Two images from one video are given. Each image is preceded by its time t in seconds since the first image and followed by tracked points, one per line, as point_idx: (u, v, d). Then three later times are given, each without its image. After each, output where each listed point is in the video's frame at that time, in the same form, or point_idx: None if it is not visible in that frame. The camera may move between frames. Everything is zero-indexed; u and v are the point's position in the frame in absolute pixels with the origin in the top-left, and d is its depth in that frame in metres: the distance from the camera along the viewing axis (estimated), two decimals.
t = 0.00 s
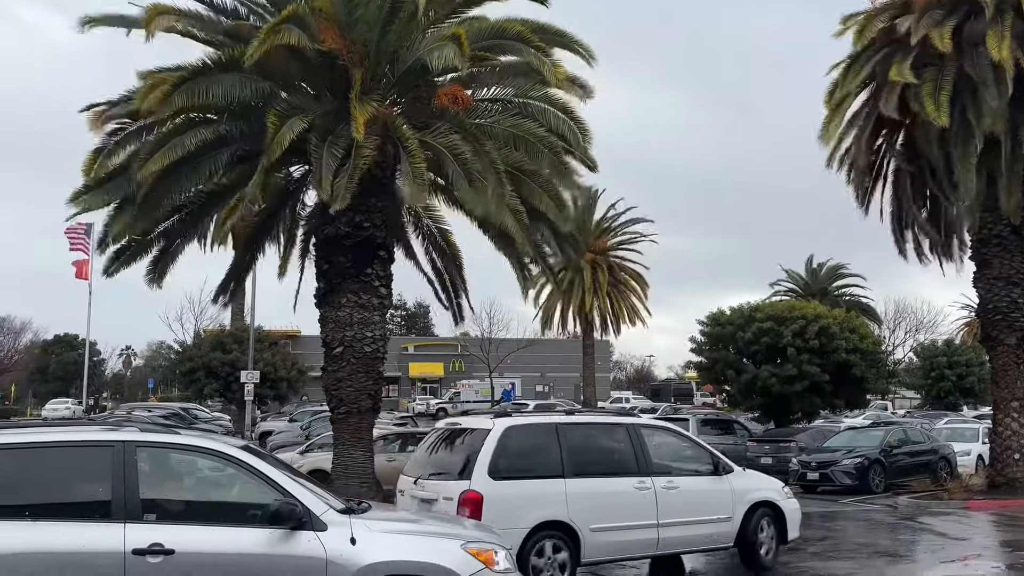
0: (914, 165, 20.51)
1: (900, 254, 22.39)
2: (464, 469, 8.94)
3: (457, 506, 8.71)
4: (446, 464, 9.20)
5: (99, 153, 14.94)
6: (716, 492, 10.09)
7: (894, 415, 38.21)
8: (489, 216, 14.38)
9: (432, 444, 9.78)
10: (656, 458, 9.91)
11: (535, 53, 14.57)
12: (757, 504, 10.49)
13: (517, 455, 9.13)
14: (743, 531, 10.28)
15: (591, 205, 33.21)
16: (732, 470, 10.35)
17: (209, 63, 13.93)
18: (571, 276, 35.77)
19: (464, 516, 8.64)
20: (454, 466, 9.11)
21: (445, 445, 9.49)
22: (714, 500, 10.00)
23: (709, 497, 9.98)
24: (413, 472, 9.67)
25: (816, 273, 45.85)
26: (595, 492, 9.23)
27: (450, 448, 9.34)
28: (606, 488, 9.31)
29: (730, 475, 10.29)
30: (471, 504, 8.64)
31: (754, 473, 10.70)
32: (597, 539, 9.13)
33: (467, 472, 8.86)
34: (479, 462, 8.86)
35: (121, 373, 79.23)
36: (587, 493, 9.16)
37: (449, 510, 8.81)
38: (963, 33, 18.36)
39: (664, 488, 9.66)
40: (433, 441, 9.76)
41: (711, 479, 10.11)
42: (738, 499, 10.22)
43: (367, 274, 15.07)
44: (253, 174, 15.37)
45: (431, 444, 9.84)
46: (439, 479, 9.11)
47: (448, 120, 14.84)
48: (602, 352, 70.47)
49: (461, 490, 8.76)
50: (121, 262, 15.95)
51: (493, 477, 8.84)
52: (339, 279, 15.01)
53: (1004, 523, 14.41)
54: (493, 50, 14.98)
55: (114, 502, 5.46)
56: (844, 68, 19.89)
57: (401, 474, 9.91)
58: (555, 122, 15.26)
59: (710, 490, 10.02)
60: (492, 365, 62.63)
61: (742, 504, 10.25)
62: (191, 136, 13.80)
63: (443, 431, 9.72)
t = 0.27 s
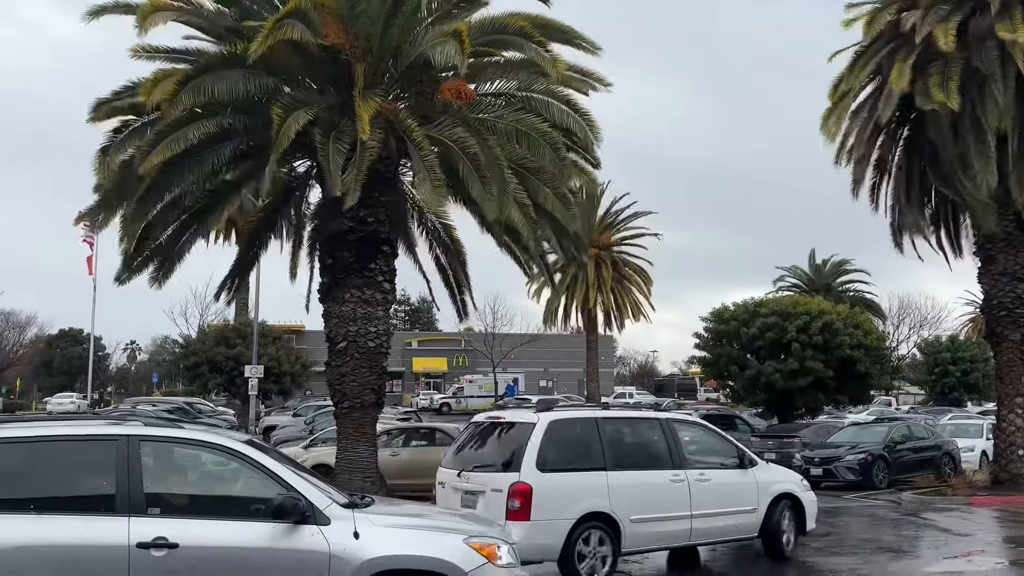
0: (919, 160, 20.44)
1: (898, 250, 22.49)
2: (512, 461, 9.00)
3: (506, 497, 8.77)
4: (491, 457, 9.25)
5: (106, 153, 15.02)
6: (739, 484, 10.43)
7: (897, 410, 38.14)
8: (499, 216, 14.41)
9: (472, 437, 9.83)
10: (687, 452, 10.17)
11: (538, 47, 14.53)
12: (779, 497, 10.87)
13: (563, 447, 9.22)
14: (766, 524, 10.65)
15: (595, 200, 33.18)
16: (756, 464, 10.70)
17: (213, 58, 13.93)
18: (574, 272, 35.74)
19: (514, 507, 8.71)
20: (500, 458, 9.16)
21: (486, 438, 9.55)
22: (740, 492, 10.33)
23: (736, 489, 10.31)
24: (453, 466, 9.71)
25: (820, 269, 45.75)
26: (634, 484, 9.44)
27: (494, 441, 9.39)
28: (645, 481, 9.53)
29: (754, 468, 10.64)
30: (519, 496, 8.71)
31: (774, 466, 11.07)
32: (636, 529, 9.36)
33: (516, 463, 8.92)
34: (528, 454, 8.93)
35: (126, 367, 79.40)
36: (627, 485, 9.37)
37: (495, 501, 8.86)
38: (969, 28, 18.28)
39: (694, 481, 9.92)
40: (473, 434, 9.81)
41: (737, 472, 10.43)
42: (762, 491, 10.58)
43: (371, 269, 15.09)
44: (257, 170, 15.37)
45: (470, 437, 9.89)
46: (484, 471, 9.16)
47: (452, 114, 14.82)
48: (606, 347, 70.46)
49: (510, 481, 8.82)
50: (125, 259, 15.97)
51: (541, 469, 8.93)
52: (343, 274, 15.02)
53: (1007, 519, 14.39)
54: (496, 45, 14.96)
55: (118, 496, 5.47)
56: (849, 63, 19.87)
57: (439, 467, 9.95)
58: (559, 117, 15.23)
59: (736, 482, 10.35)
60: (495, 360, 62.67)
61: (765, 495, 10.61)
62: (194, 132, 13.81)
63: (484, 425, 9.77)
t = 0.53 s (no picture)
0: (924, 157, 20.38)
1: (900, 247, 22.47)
2: (552, 455, 9.08)
3: (549, 491, 8.86)
4: (529, 452, 9.33)
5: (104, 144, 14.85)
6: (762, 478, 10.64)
7: (902, 407, 38.08)
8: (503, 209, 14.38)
9: (502, 433, 9.91)
10: (715, 447, 10.33)
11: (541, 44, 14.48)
12: (798, 490, 11.16)
13: (600, 442, 9.31)
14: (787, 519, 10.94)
15: (599, 197, 33.15)
16: (778, 458, 10.94)
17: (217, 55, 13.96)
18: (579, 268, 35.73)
19: (557, 501, 8.80)
20: (539, 453, 9.24)
21: (519, 433, 9.63)
22: (764, 486, 10.56)
23: (761, 484, 10.53)
24: (488, 461, 9.76)
25: (825, 266, 45.65)
26: (668, 479, 9.59)
27: (530, 436, 9.45)
28: (677, 475, 9.68)
29: (776, 463, 10.87)
30: (563, 490, 8.80)
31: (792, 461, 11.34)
32: (671, 523, 9.53)
33: (558, 458, 9.01)
34: (569, 448, 9.01)
35: (131, 363, 79.62)
36: (662, 479, 9.53)
37: (538, 495, 8.94)
38: (975, 24, 18.18)
39: (722, 475, 10.11)
40: (507, 429, 9.86)
41: (761, 467, 10.65)
42: (783, 485, 10.82)
43: (375, 265, 15.11)
44: (261, 167, 15.38)
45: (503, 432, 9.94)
46: (524, 465, 9.23)
47: (456, 111, 14.80)
48: (610, 344, 70.47)
49: (553, 476, 8.90)
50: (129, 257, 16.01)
51: (583, 464, 9.02)
52: (347, 270, 15.04)
53: (1013, 517, 14.36)
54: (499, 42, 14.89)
55: (124, 492, 5.50)
56: (854, 60, 19.86)
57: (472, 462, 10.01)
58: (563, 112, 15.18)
59: (761, 477, 10.57)
60: (499, 356, 62.72)
61: (787, 490, 10.86)
62: (198, 128, 13.81)
63: (517, 419, 9.83)
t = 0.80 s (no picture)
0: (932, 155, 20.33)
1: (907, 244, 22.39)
2: (598, 451, 9.38)
3: (597, 486, 9.16)
4: (572, 447, 9.62)
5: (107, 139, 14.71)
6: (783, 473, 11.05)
7: (910, 405, 37.96)
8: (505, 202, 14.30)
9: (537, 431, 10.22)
10: (743, 444, 10.73)
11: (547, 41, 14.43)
12: (816, 486, 11.60)
13: (644, 438, 9.59)
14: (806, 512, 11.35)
15: (606, 194, 33.07)
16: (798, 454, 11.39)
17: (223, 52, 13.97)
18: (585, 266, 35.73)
19: (606, 495, 9.09)
20: (582, 448, 9.54)
21: (555, 430, 9.95)
22: (788, 480, 10.97)
23: (785, 478, 10.95)
24: (529, 456, 10.04)
25: (832, 263, 45.54)
26: (706, 473, 9.93)
27: (572, 431, 9.73)
28: (713, 470, 10.03)
29: (798, 459, 11.30)
30: (611, 484, 9.10)
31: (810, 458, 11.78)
32: (709, 516, 9.87)
33: (604, 453, 9.30)
34: (615, 444, 9.30)
35: (137, 360, 79.88)
36: (702, 474, 9.85)
37: (586, 490, 9.24)
38: (983, 21, 18.09)
39: (752, 470, 10.49)
40: (546, 424, 10.13)
41: (785, 462, 11.06)
42: (804, 480, 11.26)
43: (382, 263, 15.11)
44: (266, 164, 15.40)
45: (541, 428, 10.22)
46: (569, 461, 9.52)
47: (462, 108, 14.80)
48: (616, 342, 70.43)
49: (600, 470, 9.20)
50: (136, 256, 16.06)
51: (629, 460, 9.31)
52: (353, 267, 15.05)
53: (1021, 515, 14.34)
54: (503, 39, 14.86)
55: (132, 488, 5.51)
56: (863, 57, 19.80)
57: (512, 457, 10.27)
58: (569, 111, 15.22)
59: (785, 471, 10.98)
60: (505, 354, 62.77)
61: (807, 484, 11.30)
62: (204, 127, 13.82)
63: (556, 415, 10.11)
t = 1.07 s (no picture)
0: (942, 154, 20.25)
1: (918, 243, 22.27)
2: (646, 448, 9.83)
3: (648, 483, 9.60)
4: (619, 444, 10.06)
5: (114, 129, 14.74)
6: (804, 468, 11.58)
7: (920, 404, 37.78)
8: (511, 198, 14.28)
9: (581, 428, 10.68)
10: (771, 442, 11.21)
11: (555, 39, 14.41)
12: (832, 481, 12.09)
13: (686, 437, 10.03)
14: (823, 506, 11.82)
15: (613, 193, 33.05)
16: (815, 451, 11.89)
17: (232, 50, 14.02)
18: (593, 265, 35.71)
19: (657, 491, 9.54)
20: (631, 446, 9.96)
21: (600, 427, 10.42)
22: (809, 476, 11.46)
23: (806, 474, 11.43)
24: (574, 454, 10.48)
25: (841, 262, 45.39)
26: (743, 470, 10.41)
27: (619, 430, 10.17)
28: (748, 467, 10.52)
29: (816, 455, 11.80)
30: (662, 481, 9.55)
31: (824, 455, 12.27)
32: (745, 511, 10.36)
33: (654, 451, 9.75)
34: (665, 443, 9.74)
35: (147, 358, 80.17)
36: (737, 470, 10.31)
37: (636, 486, 9.70)
38: (993, 18, 18.00)
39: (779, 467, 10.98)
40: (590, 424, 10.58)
41: (805, 458, 11.56)
42: (821, 475, 11.75)
43: (390, 262, 15.13)
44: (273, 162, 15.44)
45: (585, 426, 10.65)
46: (617, 458, 9.97)
47: (471, 108, 14.82)
48: (624, 340, 70.35)
49: (650, 468, 9.66)
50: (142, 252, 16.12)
51: (677, 458, 9.76)
52: (361, 266, 15.07)
53: None
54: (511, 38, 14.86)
55: (142, 486, 5.54)
56: (872, 56, 19.74)
57: (555, 455, 10.68)
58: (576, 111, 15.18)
59: (806, 467, 11.46)
60: (512, 352, 62.78)
61: (824, 479, 11.78)
62: (214, 125, 13.85)
63: (600, 415, 10.54)
